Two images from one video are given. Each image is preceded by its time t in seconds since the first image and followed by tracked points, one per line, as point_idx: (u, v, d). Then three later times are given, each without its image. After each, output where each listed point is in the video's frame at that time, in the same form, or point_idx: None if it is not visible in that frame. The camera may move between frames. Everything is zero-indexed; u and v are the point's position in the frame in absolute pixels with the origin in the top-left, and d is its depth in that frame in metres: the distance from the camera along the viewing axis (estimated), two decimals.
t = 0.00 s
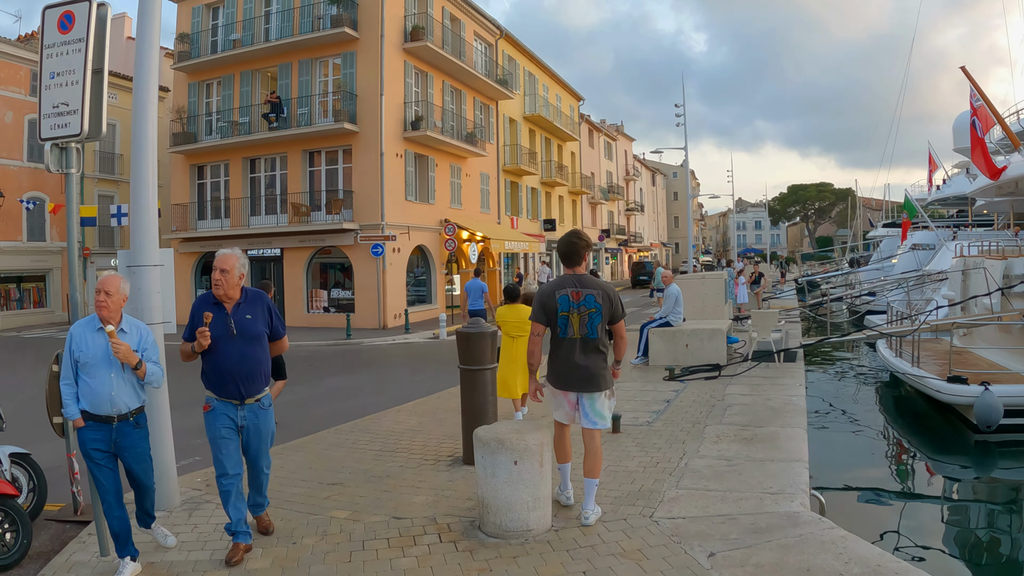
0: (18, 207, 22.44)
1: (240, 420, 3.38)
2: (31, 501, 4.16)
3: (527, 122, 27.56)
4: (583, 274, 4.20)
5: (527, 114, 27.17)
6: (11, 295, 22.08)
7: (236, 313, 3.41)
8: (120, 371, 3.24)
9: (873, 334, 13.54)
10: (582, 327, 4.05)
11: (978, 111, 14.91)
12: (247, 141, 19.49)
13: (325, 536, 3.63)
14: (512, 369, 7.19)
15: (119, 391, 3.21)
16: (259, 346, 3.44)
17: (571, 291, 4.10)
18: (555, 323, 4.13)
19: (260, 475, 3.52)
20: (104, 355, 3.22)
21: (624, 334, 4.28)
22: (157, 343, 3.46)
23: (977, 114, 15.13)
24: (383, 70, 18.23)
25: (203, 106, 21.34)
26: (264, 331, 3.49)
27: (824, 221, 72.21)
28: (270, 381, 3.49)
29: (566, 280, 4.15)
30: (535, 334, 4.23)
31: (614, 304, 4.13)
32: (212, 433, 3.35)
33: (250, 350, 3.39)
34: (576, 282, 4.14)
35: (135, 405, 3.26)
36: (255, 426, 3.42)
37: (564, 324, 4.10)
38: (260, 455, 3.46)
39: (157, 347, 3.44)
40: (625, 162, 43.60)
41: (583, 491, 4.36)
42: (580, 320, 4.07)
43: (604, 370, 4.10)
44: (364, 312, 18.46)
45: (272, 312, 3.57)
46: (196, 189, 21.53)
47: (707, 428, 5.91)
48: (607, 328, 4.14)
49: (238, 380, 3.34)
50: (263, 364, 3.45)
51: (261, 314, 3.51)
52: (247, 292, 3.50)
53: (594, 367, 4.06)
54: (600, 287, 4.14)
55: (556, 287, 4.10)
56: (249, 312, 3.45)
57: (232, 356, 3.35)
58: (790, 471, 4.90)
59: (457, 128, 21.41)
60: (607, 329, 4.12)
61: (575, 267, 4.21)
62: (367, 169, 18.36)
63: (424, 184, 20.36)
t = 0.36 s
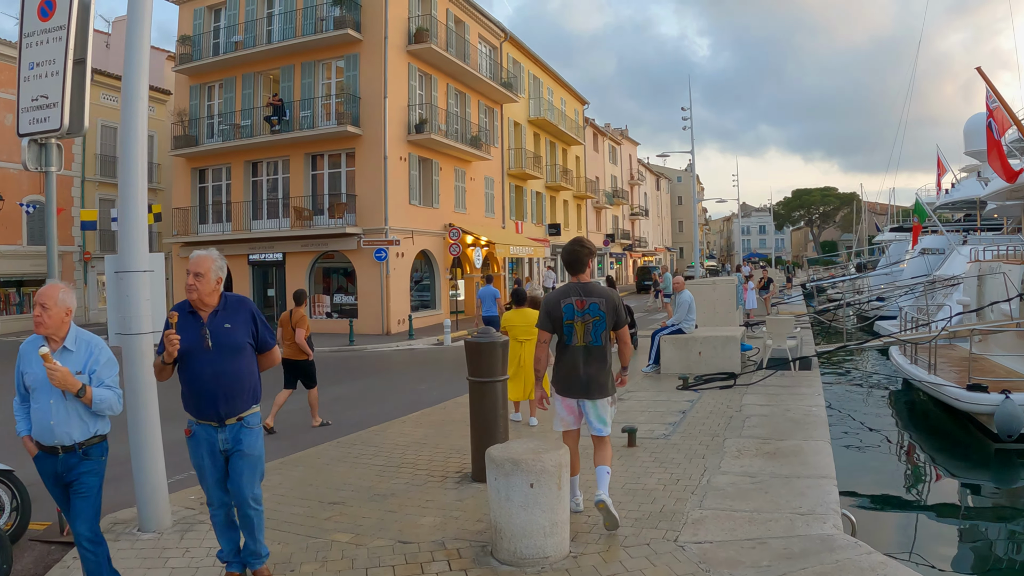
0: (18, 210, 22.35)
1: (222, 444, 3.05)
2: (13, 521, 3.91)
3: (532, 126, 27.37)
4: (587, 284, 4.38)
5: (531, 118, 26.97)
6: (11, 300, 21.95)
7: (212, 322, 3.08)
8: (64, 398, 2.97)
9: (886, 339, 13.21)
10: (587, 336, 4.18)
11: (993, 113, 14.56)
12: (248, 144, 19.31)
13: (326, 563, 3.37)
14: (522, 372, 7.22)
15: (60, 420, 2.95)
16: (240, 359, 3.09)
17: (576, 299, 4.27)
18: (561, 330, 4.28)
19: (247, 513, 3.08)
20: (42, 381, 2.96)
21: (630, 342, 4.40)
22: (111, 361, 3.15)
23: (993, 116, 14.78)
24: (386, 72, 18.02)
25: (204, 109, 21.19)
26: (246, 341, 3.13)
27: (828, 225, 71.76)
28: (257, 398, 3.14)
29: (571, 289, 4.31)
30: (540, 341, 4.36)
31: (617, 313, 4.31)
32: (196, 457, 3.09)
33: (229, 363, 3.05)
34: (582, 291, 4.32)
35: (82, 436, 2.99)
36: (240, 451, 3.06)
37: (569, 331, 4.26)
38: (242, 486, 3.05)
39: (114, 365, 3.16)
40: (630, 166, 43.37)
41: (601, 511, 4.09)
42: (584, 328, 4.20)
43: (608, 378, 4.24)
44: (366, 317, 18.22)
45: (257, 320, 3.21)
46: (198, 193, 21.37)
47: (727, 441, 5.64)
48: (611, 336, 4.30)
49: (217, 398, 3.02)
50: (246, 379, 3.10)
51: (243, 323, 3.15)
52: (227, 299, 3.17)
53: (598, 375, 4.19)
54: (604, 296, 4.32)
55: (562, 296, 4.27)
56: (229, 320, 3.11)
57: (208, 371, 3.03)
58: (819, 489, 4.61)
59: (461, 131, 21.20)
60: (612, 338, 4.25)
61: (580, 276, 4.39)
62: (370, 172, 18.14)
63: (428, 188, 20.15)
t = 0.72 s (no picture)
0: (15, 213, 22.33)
1: (186, 485, 2.56)
2: None
3: (534, 128, 27.17)
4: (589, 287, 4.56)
5: (534, 121, 26.81)
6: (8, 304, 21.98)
7: (183, 341, 2.58)
8: None
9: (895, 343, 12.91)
10: (589, 338, 4.39)
11: (1006, 113, 14.22)
12: (247, 147, 19.10)
13: None
14: (524, 377, 7.15)
15: None
16: (211, 387, 2.56)
17: (578, 303, 4.46)
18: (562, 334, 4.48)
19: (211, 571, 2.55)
20: None
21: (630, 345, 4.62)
22: (36, 395, 2.36)
23: (1005, 116, 14.45)
24: (387, 73, 17.82)
25: (203, 111, 21.02)
26: (221, 368, 2.60)
27: (830, 229, 71.49)
28: (230, 434, 2.61)
29: (574, 293, 4.53)
30: (543, 342, 4.60)
31: (618, 316, 4.53)
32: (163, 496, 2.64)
33: (196, 393, 2.53)
34: (583, 295, 4.52)
35: None
36: (206, 495, 2.56)
37: (571, 335, 4.46)
38: (206, 537, 2.54)
39: (40, 403, 2.37)
40: (632, 170, 43.24)
41: (614, 532, 3.84)
42: (587, 332, 4.41)
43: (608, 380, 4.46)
44: (366, 321, 17.99)
45: (239, 342, 2.67)
46: (196, 195, 21.19)
47: (742, 453, 5.38)
48: (610, 338, 4.53)
49: (180, 432, 2.53)
50: (216, 412, 2.57)
51: (221, 343, 2.62)
52: (206, 315, 2.65)
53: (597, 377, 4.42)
54: (604, 300, 4.53)
55: (564, 301, 4.47)
56: (203, 340, 2.59)
57: (169, 399, 2.53)
58: (843, 506, 4.35)
59: (463, 134, 21.00)
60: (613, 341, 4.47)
61: (581, 280, 4.58)
62: (370, 175, 17.90)
63: (429, 191, 19.91)
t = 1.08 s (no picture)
0: (11, 216, 22.28)
1: (149, 525, 2.29)
2: None
3: (535, 131, 27.00)
4: (597, 292, 4.61)
5: (535, 123, 26.63)
6: (4, 307, 21.99)
7: (149, 352, 2.31)
8: None
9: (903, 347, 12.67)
10: (597, 341, 4.42)
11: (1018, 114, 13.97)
12: (245, 149, 18.90)
13: None
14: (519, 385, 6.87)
15: None
16: (182, 408, 2.30)
17: (587, 307, 4.50)
18: (572, 338, 4.51)
19: None
20: None
21: (635, 347, 4.68)
22: None
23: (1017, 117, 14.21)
24: (387, 75, 17.62)
25: (201, 113, 20.84)
26: (194, 386, 2.33)
27: (832, 232, 71.23)
28: (202, 466, 2.36)
29: (582, 297, 4.56)
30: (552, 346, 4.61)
31: (626, 320, 4.56)
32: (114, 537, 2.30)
33: (163, 415, 2.27)
34: (592, 299, 4.55)
35: None
36: (174, 538, 2.31)
37: (580, 338, 4.49)
38: None
39: None
40: (633, 173, 43.08)
41: (630, 553, 3.61)
42: (595, 334, 4.43)
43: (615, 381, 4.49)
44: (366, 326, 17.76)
45: (217, 354, 2.41)
46: (194, 198, 20.97)
47: (758, 466, 5.15)
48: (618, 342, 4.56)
49: (141, 463, 2.26)
50: (186, 440, 2.31)
51: (194, 358, 2.36)
52: (181, 323, 2.40)
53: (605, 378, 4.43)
54: (612, 304, 4.56)
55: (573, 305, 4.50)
56: (172, 352, 2.33)
57: (132, 421, 2.26)
58: (869, 523, 4.12)
59: (464, 136, 20.80)
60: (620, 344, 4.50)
61: (590, 286, 4.61)
62: (370, 177, 17.69)
63: (429, 194, 19.69)
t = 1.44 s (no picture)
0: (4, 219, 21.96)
1: None
2: None
3: (533, 134, 26.80)
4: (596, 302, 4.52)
5: (533, 126, 26.43)
6: None
7: (43, 399, 1.97)
8: None
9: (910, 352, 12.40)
10: (595, 349, 4.33)
11: None
12: (241, 151, 18.64)
13: None
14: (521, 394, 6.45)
15: None
16: (89, 467, 1.98)
17: (586, 316, 4.39)
18: (570, 347, 4.39)
19: None
20: None
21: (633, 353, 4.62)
22: None
23: None
24: (385, 76, 17.39)
25: (196, 115, 20.59)
26: (102, 437, 2.00)
27: (830, 236, 71.08)
28: (124, 536, 2.07)
29: (581, 305, 4.46)
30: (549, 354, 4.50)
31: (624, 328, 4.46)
32: None
33: (66, 479, 1.96)
34: (590, 308, 4.45)
35: None
36: None
37: (579, 347, 4.37)
38: None
39: None
40: (632, 177, 42.91)
41: None
42: (594, 342, 4.33)
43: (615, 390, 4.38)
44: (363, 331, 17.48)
45: (129, 395, 2.06)
46: (189, 201, 20.70)
47: (772, 482, 4.89)
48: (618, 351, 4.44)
49: (47, 538, 1.99)
50: (101, 504, 2.01)
51: (99, 404, 2.02)
52: (83, 358, 2.05)
53: (604, 386, 4.33)
54: (610, 312, 4.48)
55: (572, 314, 4.40)
56: (75, 396, 1.99)
57: (30, 486, 1.96)
58: (894, 543, 3.86)
59: (461, 139, 20.57)
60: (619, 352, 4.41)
61: (587, 295, 4.52)
62: (367, 180, 17.43)
63: (427, 197, 19.43)
